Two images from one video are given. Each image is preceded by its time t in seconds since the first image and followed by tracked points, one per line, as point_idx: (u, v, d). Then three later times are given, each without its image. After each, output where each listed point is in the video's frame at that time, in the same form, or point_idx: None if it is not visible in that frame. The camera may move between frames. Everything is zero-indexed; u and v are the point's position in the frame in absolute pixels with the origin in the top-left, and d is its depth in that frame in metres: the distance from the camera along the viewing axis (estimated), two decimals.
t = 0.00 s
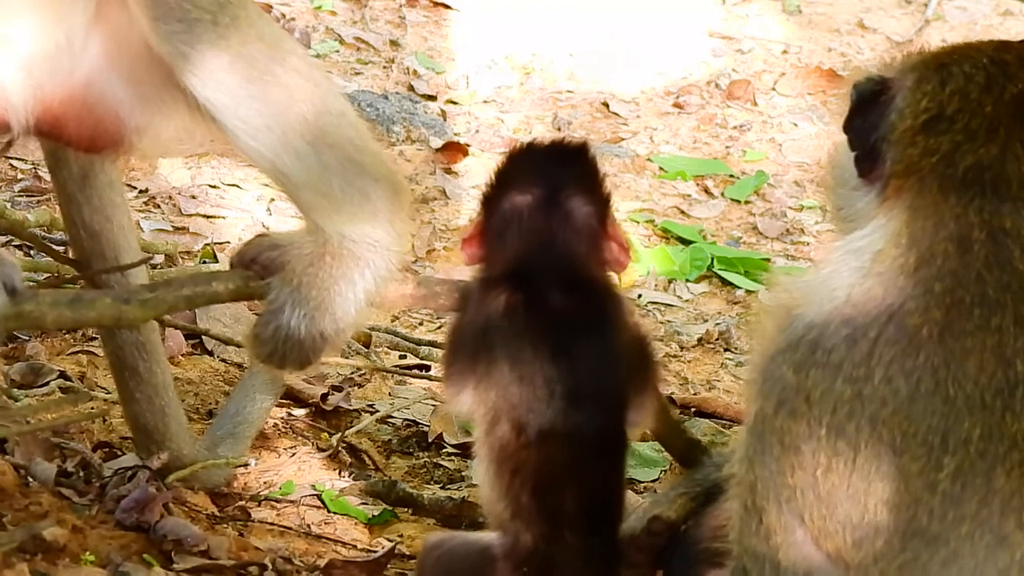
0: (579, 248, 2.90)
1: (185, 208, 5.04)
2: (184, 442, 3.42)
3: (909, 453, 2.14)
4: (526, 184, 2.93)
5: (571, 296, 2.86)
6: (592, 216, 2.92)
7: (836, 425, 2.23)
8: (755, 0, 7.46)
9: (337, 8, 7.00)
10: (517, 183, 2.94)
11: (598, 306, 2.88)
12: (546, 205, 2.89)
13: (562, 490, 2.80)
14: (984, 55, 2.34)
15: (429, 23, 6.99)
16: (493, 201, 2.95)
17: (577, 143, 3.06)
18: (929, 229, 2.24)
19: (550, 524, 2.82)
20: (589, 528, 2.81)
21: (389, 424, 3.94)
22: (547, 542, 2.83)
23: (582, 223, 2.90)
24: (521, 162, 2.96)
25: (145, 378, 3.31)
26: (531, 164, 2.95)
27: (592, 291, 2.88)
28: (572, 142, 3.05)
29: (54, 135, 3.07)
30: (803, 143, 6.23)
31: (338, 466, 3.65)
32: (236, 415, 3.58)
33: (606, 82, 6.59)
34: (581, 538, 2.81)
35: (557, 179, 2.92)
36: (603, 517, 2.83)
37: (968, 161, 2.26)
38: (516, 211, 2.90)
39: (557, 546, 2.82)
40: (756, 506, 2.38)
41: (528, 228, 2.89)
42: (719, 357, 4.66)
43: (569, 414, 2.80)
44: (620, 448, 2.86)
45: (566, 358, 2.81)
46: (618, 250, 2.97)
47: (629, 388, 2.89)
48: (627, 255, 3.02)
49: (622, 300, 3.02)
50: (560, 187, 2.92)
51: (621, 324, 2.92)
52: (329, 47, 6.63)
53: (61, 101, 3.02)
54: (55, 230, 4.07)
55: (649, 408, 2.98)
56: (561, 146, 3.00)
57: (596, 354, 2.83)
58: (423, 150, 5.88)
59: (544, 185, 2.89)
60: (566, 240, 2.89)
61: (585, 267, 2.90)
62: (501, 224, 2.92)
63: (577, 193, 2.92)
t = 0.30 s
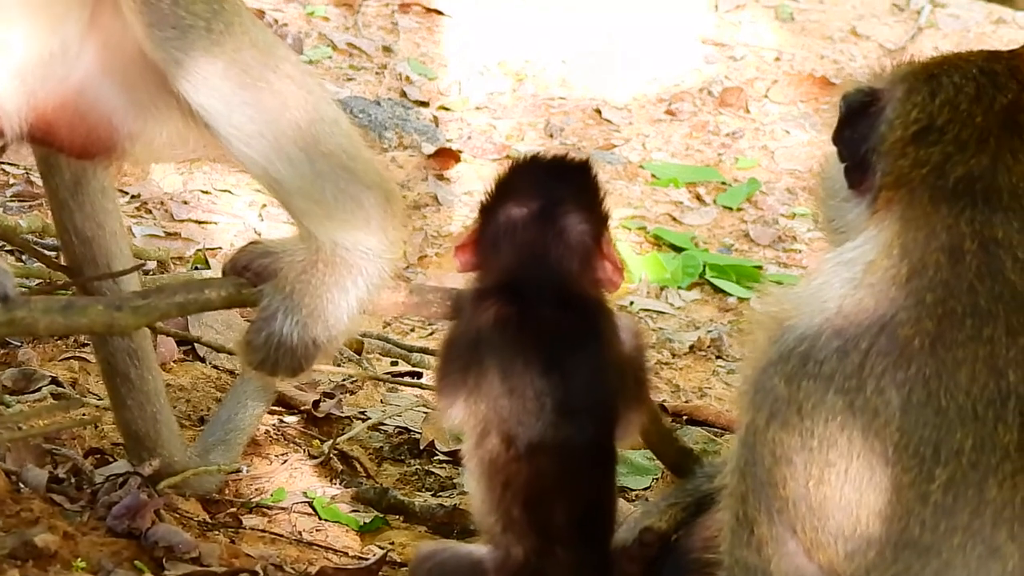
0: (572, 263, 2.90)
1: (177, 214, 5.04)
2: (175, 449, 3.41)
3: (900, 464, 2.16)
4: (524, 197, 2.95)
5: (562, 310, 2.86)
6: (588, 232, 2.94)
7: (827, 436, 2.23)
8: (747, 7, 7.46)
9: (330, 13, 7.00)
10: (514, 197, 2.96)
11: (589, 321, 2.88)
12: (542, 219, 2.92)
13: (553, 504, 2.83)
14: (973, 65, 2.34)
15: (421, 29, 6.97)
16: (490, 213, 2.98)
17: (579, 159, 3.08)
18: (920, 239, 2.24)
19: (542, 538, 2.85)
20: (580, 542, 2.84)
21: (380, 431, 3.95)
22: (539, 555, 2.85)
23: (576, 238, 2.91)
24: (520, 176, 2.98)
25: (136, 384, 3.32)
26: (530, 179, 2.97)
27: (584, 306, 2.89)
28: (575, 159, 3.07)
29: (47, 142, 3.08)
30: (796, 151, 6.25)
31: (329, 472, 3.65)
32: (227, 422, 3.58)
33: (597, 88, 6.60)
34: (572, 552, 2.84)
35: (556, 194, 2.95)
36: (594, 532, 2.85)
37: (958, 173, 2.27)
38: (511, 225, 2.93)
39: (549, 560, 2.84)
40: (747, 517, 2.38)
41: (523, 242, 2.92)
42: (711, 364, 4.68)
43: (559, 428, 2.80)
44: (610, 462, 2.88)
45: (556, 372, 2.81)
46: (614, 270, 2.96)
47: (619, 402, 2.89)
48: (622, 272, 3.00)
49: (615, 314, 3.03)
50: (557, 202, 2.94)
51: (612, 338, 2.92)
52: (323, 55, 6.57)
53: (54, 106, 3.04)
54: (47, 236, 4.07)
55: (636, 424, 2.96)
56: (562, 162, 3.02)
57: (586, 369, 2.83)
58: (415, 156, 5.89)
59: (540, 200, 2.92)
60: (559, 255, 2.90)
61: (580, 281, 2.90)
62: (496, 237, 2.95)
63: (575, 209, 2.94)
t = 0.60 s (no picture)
0: (565, 272, 2.89)
1: (172, 222, 5.05)
2: (170, 457, 3.42)
3: (896, 473, 2.16)
4: (518, 205, 2.95)
5: (557, 318, 2.87)
6: (584, 240, 2.92)
7: (824, 445, 2.24)
8: (743, 14, 7.47)
9: (325, 19, 7.03)
10: (507, 206, 2.97)
11: (583, 329, 2.89)
12: (535, 227, 2.92)
13: (551, 513, 2.83)
14: (968, 75, 2.35)
15: (416, 36, 6.97)
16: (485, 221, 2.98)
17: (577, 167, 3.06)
18: (916, 250, 2.25)
19: (539, 546, 2.85)
20: (578, 552, 2.84)
21: (375, 440, 3.95)
22: (536, 563, 2.85)
23: (570, 246, 2.90)
24: (515, 185, 2.97)
25: (132, 392, 3.32)
26: (525, 186, 2.96)
27: (578, 314, 2.88)
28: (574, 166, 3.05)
29: (43, 150, 3.09)
30: (791, 159, 6.26)
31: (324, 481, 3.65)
32: (223, 430, 3.59)
33: (592, 96, 6.61)
34: (570, 561, 2.84)
35: (550, 202, 2.93)
36: (594, 541, 2.85)
37: (953, 183, 2.28)
38: (504, 233, 2.93)
39: (547, 568, 2.84)
40: (743, 527, 2.40)
41: (515, 250, 2.92)
42: (706, 373, 4.70)
43: (555, 435, 2.82)
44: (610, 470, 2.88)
45: (551, 380, 2.83)
46: (609, 278, 2.93)
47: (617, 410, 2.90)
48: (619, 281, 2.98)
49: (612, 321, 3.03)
50: (551, 210, 2.93)
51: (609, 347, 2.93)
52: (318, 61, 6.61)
53: (50, 116, 3.03)
54: (42, 244, 4.07)
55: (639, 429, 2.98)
56: (559, 170, 3.00)
57: (581, 378, 2.84)
58: (410, 163, 5.89)
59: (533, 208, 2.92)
60: (552, 264, 2.90)
61: (573, 290, 2.89)
62: (489, 245, 2.95)
63: (569, 217, 2.93)
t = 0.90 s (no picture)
0: (596, 291, 2.89)
1: (167, 229, 5.05)
2: (166, 465, 3.42)
3: (891, 482, 2.17)
4: (544, 225, 2.91)
5: (587, 336, 2.88)
6: (612, 259, 2.92)
7: (822, 455, 2.24)
8: (739, 23, 7.47)
9: (321, 27, 7.03)
10: (534, 225, 2.92)
11: (613, 348, 2.91)
12: (565, 247, 2.89)
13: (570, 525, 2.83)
14: (962, 85, 2.36)
15: (413, 44, 6.97)
16: (511, 239, 2.94)
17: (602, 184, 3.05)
18: (911, 259, 2.26)
19: (546, 553, 2.85)
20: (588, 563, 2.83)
21: (371, 448, 3.95)
22: (539, 566, 2.86)
23: (600, 266, 2.90)
24: (541, 202, 2.94)
25: (128, 400, 3.32)
26: (552, 204, 2.93)
27: (610, 332, 2.91)
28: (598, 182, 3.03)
29: (40, 157, 3.10)
30: (787, 168, 6.28)
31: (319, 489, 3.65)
32: (218, 438, 3.60)
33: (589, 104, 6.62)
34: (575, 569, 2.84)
35: (579, 222, 2.91)
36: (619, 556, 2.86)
37: (948, 193, 2.28)
38: (534, 253, 2.90)
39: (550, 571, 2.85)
40: (738, 536, 2.38)
41: (547, 270, 2.89)
42: (701, 382, 4.71)
43: (583, 451, 2.83)
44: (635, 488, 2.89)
45: (585, 397, 2.85)
46: (633, 297, 2.96)
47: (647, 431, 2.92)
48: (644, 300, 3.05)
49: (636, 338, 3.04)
50: (580, 229, 2.90)
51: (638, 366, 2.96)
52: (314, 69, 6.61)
53: (47, 123, 3.04)
54: (37, 251, 4.07)
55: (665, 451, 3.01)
56: (584, 187, 2.97)
57: (608, 395, 2.86)
58: (406, 171, 5.91)
59: (562, 229, 2.88)
60: (581, 284, 2.88)
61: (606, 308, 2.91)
62: (517, 265, 2.92)
63: (598, 237, 2.91)
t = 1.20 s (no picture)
0: (598, 282, 2.92)
1: (165, 233, 5.06)
2: (162, 468, 3.42)
3: (888, 486, 2.18)
4: (567, 208, 2.98)
5: (575, 326, 2.91)
6: (629, 253, 2.94)
7: (817, 459, 2.25)
8: (737, 29, 7.47)
9: (319, 32, 7.03)
10: (557, 208, 2.99)
11: (599, 340, 2.93)
12: (580, 234, 2.94)
13: (548, 514, 2.89)
14: (958, 89, 2.37)
15: (410, 50, 6.97)
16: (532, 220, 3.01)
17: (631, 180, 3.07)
18: (906, 264, 2.26)
19: (532, 544, 2.91)
20: (570, 555, 2.90)
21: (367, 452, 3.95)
22: (528, 559, 2.92)
23: (611, 258, 2.91)
24: (567, 186, 3.00)
25: (125, 403, 3.32)
26: (578, 191, 2.98)
27: (601, 326, 2.94)
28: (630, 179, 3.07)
29: (37, 161, 3.10)
30: (784, 174, 6.30)
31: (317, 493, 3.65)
32: (215, 441, 3.60)
33: (587, 111, 6.63)
34: (561, 561, 2.90)
35: (598, 210, 2.96)
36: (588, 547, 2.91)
37: (944, 197, 2.29)
38: (550, 233, 2.95)
39: (538, 564, 2.91)
40: (734, 540, 2.38)
41: (558, 252, 2.93)
42: (698, 387, 4.72)
43: (554, 440, 2.87)
44: (609, 480, 2.94)
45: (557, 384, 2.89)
46: (638, 297, 2.97)
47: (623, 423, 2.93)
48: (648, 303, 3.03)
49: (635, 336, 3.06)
50: (598, 219, 2.95)
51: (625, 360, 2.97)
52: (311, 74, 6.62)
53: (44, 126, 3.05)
54: (35, 254, 4.07)
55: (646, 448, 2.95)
56: (618, 181, 3.02)
57: (582, 388, 2.89)
58: (403, 177, 5.91)
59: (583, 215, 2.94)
60: (585, 271, 2.92)
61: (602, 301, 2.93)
62: (532, 244, 2.98)
63: (616, 230, 2.94)
